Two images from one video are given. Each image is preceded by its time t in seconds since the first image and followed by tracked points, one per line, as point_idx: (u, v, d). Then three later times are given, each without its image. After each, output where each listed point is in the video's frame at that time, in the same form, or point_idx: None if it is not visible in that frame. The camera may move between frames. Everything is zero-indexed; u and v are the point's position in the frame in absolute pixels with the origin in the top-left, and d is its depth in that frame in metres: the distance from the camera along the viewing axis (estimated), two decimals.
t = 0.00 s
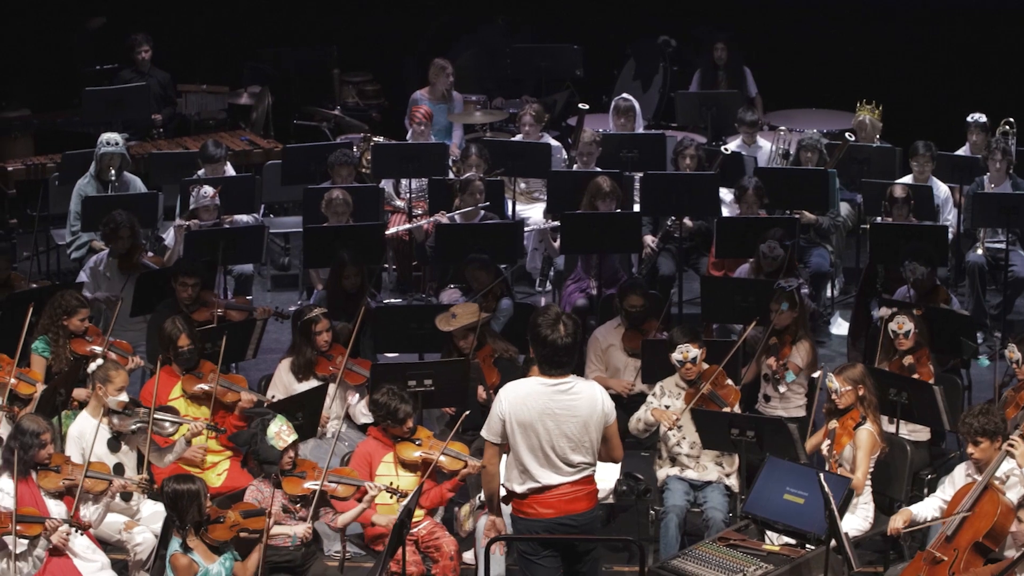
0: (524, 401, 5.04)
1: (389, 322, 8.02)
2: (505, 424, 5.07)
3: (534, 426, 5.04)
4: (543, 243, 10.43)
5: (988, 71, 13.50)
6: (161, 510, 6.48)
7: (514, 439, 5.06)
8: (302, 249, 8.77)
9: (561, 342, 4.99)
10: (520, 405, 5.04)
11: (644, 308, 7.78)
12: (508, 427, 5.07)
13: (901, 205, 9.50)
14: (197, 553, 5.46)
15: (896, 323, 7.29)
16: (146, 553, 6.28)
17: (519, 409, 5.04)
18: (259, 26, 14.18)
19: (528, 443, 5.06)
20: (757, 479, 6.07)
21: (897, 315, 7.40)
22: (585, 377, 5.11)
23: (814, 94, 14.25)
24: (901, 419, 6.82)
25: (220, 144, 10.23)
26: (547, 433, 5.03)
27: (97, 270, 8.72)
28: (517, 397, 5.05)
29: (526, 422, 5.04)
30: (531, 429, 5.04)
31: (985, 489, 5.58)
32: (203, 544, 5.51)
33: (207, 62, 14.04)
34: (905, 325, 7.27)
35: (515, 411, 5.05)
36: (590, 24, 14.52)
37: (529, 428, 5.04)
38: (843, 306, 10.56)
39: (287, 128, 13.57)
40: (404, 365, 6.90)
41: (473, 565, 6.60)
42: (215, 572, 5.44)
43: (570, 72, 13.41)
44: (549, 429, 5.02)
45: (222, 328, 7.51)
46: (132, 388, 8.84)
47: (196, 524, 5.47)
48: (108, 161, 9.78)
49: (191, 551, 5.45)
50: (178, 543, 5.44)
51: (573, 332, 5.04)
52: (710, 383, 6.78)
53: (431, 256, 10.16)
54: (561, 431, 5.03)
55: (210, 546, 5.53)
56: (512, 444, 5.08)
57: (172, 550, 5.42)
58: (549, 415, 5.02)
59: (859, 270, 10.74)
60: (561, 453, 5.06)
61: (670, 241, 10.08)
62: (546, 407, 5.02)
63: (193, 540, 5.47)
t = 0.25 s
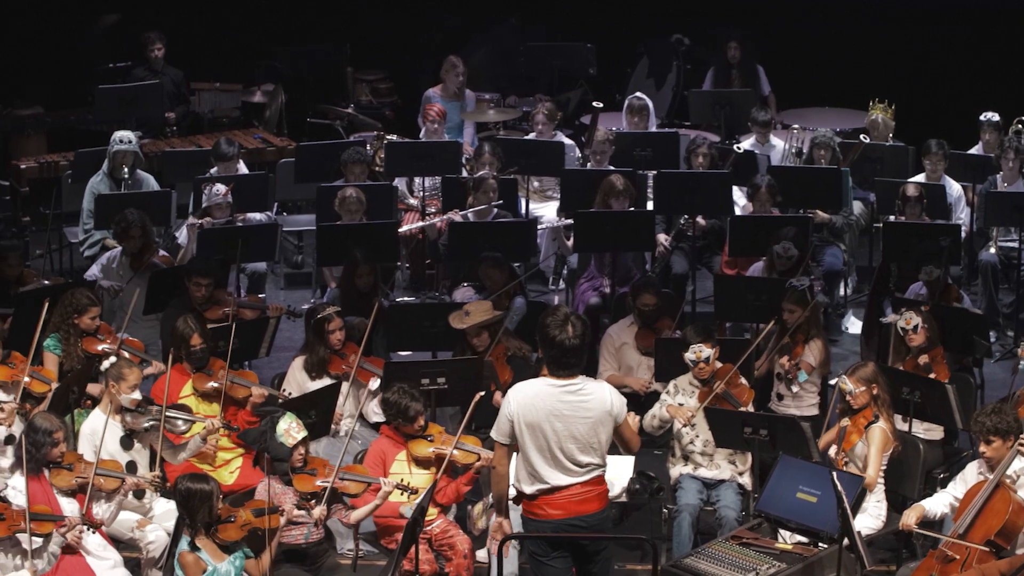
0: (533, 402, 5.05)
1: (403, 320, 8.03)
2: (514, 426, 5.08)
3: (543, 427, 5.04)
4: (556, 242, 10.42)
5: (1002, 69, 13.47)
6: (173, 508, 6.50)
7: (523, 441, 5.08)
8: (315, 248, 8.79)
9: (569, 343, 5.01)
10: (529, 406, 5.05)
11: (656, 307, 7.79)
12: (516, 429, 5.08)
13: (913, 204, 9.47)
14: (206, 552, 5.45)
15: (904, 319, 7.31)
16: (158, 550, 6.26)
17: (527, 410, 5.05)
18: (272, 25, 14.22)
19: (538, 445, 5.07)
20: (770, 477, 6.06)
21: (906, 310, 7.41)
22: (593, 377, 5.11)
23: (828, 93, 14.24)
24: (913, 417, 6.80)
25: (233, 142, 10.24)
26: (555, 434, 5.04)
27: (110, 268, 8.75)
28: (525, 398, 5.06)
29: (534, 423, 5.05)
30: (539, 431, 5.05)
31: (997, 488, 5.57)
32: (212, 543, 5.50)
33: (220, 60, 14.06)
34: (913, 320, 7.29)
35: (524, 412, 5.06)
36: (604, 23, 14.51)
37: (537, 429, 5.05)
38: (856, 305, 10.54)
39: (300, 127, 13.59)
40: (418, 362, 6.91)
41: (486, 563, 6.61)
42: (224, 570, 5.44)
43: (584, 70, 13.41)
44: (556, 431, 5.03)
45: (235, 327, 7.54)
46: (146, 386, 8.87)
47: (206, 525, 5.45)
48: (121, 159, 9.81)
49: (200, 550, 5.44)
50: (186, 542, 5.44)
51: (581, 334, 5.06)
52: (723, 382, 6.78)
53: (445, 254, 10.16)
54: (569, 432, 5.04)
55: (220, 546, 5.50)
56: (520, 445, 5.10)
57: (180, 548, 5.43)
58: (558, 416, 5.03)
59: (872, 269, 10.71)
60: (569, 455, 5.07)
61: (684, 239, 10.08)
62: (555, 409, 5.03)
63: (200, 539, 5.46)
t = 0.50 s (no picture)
0: (546, 402, 5.03)
1: (416, 317, 8.04)
2: (527, 426, 5.07)
3: (556, 427, 5.03)
4: (570, 239, 10.42)
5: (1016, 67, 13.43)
6: (187, 504, 6.51)
7: (537, 440, 5.07)
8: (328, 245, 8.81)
9: (579, 336, 5.01)
10: (543, 406, 5.03)
11: (670, 304, 7.79)
12: (529, 429, 5.07)
13: (927, 202, 9.42)
14: (221, 549, 5.49)
15: (920, 322, 7.43)
16: (170, 547, 6.24)
17: (541, 410, 5.04)
18: (285, 22, 14.23)
19: (552, 445, 5.06)
20: (783, 474, 6.06)
21: (922, 314, 7.52)
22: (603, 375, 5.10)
23: (842, 90, 14.21)
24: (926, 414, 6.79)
25: (246, 138, 10.27)
26: (569, 433, 5.03)
27: (122, 265, 8.77)
28: (538, 397, 5.04)
29: (548, 422, 5.04)
30: (553, 430, 5.05)
31: (1010, 486, 5.56)
32: (229, 541, 5.54)
33: (233, 56, 14.10)
34: (929, 323, 7.40)
35: (537, 412, 5.05)
36: (617, 20, 14.50)
37: (551, 429, 5.04)
38: (870, 303, 10.52)
39: (313, 124, 13.61)
40: (431, 360, 6.92)
41: (499, 560, 6.63)
42: (240, 567, 5.45)
43: (597, 68, 13.40)
44: (571, 429, 5.03)
45: (248, 324, 7.55)
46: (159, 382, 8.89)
47: (223, 523, 5.50)
48: (134, 156, 9.84)
49: (216, 546, 5.49)
50: (202, 536, 5.50)
51: (592, 326, 5.06)
52: (737, 379, 6.77)
53: (459, 251, 10.17)
54: (584, 432, 5.03)
55: (236, 544, 5.55)
56: (534, 445, 5.09)
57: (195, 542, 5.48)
58: (572, 416, 5.03)
59: (885, 267, 10.69)
60: (583, 454, 5.06)
61: (697, 237, 10.07)
62: (569, 408, 5.02)
63: (218, 537, 5.51)
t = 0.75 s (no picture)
0: (565, 403, 5.27)
1: (430, 312, 8.05)
2: (548, 429, 5.29)
3: (576, 431, 5.25)
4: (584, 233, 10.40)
5: None
6: (199, 499, 6.49)
7: (556, 444, 5.28)
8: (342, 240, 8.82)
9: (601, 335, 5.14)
10: (562, 406, 5.27)
11: (683, 298, 7.79)
12: (550, 432, 5.29)
13: (940, 197, 9.42)
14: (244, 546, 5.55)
15: (935, 318, 7.28)
16: (182, 543, 6.27)
17: (560, 410, 5.27)
18: (299, 17, 14.25)
19: (568, 446, 5.25)
20: (796, 468, 6.06)
21: (937, 310, 7.38)
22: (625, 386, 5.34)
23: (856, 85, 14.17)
24: (939, 410, 6.76)
25: (260, 133, 10.28)
26: (587, 438, 5.24)
27: (136, 259, 8.80)
28: (559, 398, 5.29)
29: (568, 427, 5.26)
30: (572, 435, 5.26)
31: None
32: (252, 538, 5.59)
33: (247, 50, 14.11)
34: (944, 320, 7.25)
35: (557, 412, 5.28)
36: (631, 14, 14.48)
37: (571, 433, 5.25)
38: (883, 298, 10.49)
39: (327, 118, 13.61)
40: (444, 354, 6.93)
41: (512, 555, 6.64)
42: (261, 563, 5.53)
43: (611, 63, 13.39)
44: (590, 435, 5.24)
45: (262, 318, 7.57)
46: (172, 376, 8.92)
47: (247, 521, 5.53)
48: (148, 151, 9.87)
49: (239, 540, 5.53)
50: (224, 529, 5.52)
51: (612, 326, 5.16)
52: (750, 374, 6.77)
53: (472, 246, 10.18)
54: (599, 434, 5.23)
55: (258, 539, 5.61)
56: (553, 450, 5.29)
57: (217, 534, 5.50)
58: (589, 417, 5.24)
59: (899, 262, 10.67)
60: (599, 462, 5.25)
61: (711, 231, 10.07)
62: (587, 409, 5.25)
63: (242, 534, 5.55)
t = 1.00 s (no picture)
0: (585, 402, 5.30)
1: (442, 310, 8.06)
2: (566, 427, 5.32)
3: (595, 431, 5.27)
4: (596, 231, 10.40)
5: None
6: (212, 497, 6.46)
7: (574, 443, 5.30)
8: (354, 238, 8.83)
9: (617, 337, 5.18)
10: (581, 405, 5.30)
11: (695, 297, 7.78)
12: (568, 431, 5.32)
13: (952, 195, 9.41)
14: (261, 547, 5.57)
15: (947, 318, 7.25)
16: (194, 540, 6.28)
17: (579, 408, 5.30)
18: (311, 14, 14.27)
19: (586, 446, 5.29)
20: (808, 467, 6.05)
21: (949, 310, 7.35)
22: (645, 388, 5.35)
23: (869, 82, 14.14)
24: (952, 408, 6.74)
25: (272, 130, 10.29)
26: (606, 438, 5.26)
27: (149, 256, 8.89)
28: (578, 397, 5.31)
29: (586, 427, 5.28)
30: (591, 434, 5.28)
31: None
32: (269, 541, 5.60)
33: (259, 48, 14.13)
34: (956, 320, 7.22)
35: (576, 411, 5.31)
36: (644, 12, 14.47)
37: (589, 432, 5.27)
38: (895, 296, 10.47)
39: (339, 115, 13.63)
40: (456, 353, 6.93)
41: (524, 553, 6.66)
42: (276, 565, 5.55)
43: (624, 61, 13.38)
44: (608, 435, 5.26)
45: (274, 316, 7.58)
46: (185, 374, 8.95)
47: (267, 521, 5.52)
48: (160, 148, 9.89)
49: (256, 543, 5.55)
50: (241, 527, 5.55)
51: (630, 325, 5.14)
52: (761, 373, 6.78)
53: (485, 245, 10.18)
54: (617, 434, 5.26)
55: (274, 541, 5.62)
56: (570, 448, 5.32)
57: (234, 533, 5.52)
58: (608, 418, 5.27)
59: (911, 260, 10.64)
60: (616, 462, 5.27)
61: (724, 230, 10.06)
62: (605, 409, 5.27)
63: (261, 536, 5.56)
